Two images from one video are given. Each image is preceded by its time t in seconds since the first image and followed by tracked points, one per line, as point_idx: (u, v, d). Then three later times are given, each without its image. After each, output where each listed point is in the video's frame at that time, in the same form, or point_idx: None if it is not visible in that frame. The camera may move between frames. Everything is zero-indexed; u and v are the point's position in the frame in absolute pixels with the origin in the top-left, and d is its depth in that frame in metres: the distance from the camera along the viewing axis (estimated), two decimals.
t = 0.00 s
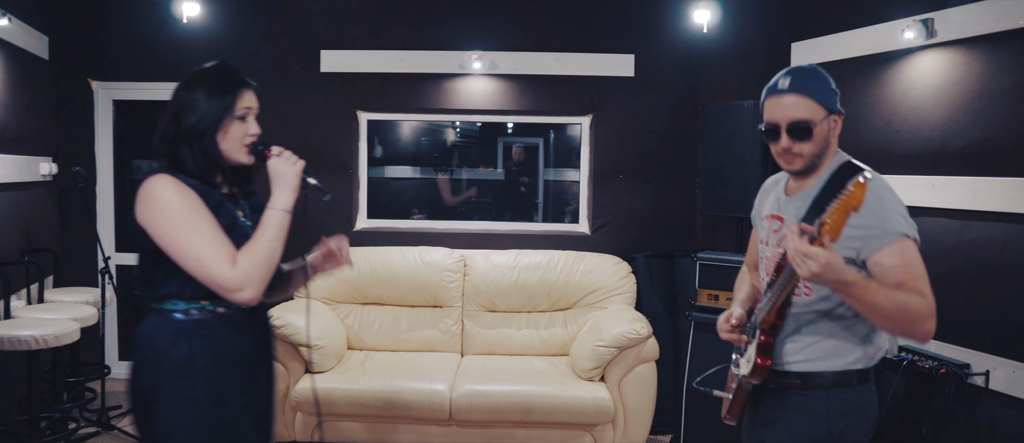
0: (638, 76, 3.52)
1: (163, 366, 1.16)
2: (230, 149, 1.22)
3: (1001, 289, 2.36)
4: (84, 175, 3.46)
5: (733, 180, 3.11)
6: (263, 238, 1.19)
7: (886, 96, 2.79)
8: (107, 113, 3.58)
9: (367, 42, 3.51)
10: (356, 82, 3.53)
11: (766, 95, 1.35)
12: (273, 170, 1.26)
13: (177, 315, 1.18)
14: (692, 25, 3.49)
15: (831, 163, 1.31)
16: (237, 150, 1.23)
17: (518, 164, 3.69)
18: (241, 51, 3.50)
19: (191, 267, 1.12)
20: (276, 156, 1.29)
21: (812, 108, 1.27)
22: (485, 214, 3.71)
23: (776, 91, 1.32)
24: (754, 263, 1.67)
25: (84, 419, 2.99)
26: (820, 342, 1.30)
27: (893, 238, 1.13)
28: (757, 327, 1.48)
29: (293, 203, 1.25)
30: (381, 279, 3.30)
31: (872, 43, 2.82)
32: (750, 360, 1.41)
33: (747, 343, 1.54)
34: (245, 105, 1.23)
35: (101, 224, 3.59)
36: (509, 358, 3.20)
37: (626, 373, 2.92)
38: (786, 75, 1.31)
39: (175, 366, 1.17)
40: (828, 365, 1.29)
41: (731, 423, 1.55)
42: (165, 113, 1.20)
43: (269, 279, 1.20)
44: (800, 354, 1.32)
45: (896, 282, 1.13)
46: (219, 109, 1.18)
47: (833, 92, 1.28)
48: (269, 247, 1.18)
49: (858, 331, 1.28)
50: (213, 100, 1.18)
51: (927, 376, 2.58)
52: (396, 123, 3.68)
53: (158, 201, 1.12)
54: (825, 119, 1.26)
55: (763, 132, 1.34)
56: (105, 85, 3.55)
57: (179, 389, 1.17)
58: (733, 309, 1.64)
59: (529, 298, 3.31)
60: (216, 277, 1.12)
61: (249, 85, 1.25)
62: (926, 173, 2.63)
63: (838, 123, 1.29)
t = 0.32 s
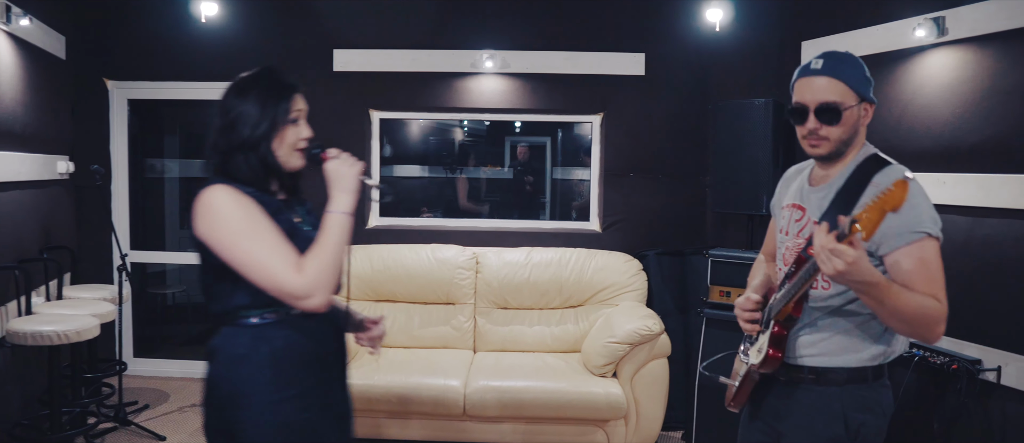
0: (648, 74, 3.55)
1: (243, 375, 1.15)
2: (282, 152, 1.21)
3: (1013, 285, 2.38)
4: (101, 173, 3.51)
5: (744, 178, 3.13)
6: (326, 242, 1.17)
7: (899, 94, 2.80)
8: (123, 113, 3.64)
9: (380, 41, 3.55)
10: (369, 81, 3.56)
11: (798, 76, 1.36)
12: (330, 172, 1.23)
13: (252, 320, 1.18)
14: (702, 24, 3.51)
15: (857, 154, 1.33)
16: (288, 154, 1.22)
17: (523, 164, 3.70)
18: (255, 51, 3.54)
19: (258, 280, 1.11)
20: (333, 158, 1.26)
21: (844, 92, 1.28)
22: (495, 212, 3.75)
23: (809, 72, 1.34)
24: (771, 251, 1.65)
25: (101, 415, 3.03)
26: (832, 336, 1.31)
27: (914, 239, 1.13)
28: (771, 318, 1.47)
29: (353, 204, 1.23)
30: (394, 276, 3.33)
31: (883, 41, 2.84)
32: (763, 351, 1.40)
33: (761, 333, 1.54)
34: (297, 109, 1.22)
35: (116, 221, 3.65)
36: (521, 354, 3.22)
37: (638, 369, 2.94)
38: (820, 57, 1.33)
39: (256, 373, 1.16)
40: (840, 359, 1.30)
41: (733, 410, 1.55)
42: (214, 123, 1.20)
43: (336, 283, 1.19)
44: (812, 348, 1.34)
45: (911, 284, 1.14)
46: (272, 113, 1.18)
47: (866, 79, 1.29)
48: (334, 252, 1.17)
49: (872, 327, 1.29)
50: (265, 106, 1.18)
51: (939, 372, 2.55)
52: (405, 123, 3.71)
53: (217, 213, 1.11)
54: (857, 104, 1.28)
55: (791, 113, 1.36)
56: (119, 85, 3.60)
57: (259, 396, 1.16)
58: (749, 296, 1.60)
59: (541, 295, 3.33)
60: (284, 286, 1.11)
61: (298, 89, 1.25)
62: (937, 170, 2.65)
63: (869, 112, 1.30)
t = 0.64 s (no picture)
0: (655, 75, 3.58)
1: (311, 363, 1.13)
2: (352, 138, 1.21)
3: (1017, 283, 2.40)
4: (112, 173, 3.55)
5: (751, 178, 3.16)
6: (402, 228, 1.18)
7: (906, 94, 2.82)
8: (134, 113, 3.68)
9: (389, 42, 3.58)
10: (377, 82, 3.59)
11: (809, 78, 1.38)
12: (397, 159, 1.24)
13: (322, 309, 1.15)
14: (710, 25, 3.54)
15: (863, 157, 1.35)
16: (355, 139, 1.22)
17: (527, 164, 3.73)
18: (264, 52, 3.57)
19: (350, 267, 1.10)
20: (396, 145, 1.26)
21: (854, 96, 1.29)
22: (502, 212, 3.78)
23: (820, 74, 1.35)
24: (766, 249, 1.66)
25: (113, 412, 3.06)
26: (824, 332, 1.33)
27: (916, 240, 1.15)
28: (764, 313, 1.48)
29: (416, 190, 1.23)
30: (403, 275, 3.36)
31: (888, 42, 2.87)
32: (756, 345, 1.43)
33: (754, 328, 1.52)
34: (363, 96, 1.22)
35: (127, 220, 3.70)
36: (529, 353, 3.25)
37: (645, 367, 2.96)
38: (830, 60, 1.34)
39: (324, 361, 1.13)
40: (830, 355, 1.32)
41: (722, 402, 1.58)
42: (282, 115, 1.18)
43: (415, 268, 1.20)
44: (803, 344, 1.36)
45: (915, 287, 1.15)
46: (344, 100, 1.18)
47: (876, 83, 1.30)
48: (411, 239, 1.18)
49: (864, 325, 1.31)
50: (334, 92, 1.17)
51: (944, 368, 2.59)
52: (412, 123, 3.75)
53: (306, 202, 1.09)
54: (865, 108, 1.29)
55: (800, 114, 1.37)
56: (131, 86, 3.65)
57: (326, 387, 1.14)
58: (742, 291, 1.58)
59: (548, 294, 3.36)
60: (375, 273, 1.11)
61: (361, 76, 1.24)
62: (941, 170, 2.68)
63: (877, 116, 1.32)
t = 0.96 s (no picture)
0: (659, 75, 3.60)
1: (346, 352, 1.21)
2: (382, 149, 1.25)
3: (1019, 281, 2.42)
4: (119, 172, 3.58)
5: (753, 178, 3.18)
6: (423, 237, 1.19)
7: (908, 93, 2.84)
8: (140, 113, 3.71)
9: (395, 42, 3.60)
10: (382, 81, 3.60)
11: (791, 83, 1.42)
12: (424, 166, 1.23)
13: (355, 303, 1.23)
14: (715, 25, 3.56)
15: (842, 159, 1.37)
16: (387, 151, 1.27)
17: (530, 163, 3.75)
18: (270, 52, 3.59)
19: (365, 270, 1.14)
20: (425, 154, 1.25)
21: (833, 99, 1.33)
22: (506, 211, 3.80)
23: (801, 79, 1.39)
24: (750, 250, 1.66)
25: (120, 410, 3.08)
26: (802, 326, 1.35)
27: (885, 244, 1.18)
28: (744, 307, 1.49)
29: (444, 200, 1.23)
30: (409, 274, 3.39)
31: (890, 42, 2.89)
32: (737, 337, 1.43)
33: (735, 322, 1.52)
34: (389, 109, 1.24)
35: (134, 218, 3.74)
36: (534, 351, 3.27)
37: (648, 365, 2.98)
38: (811, 67, 1.39)
39: (358, 350, 1.21)
40: (809, 348, 1.34)
41: (705, 394, 1.60)
42: (315, 126, 1.24)
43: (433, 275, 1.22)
44: (782, 337, 1.37)
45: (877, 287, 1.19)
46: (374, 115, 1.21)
47: (854, 88, 1.34)
48: (430, 247, 1.19)
49: (840, 319, 1.34)
50: (364, 106, 1.21)
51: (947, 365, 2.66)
52: (416, 123, 3.78)
53: (330, 208, 1.15)
54: (844, 111, 1.33)
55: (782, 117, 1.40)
56: (138, 86, 3.68)
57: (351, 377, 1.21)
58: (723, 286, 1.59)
59: (553, 292, 3.39)
60: (386, 278, 1.14)
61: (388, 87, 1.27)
62: (943, 169, 2.70)
63: (855, 121, 1.35)
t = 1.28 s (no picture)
0: (663, 76, 3.60)
1: (357, 344, 1.25)
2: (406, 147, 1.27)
3: None
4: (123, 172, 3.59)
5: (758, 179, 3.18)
6: (434, 232, 1.19)
7: (912, 94, 2.84)
8: (145, 113, 3.72)
9: (399, 43, 3.60)
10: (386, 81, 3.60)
11: (772, 99, 1.41)
12: (445, 167, 1.25)
13: (371, 299, 1.27)
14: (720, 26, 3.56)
15: (830, 165, 1.37)
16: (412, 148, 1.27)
17: (532, 163, 3.76)
18: (275, 53, 3.60)
19: (374, 256, 1.17)
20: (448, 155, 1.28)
21: (816, 112, 1.32)
22: (510, 211, 3.81)
23: (781, 95, 1.38)
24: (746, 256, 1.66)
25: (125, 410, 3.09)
26: (793, 326, 1.36)
27: (879, 238, 1.19)
28: (738, 307, 1.50)
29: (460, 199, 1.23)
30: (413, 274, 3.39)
31: (895, 44, 2.89)
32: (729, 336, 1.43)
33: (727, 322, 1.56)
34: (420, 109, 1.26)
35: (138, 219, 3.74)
36: (538, 351, 3.28)
37: (652, 367, 2.98)
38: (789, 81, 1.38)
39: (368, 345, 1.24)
40: (800, 349, 1.35)
41: (699, 393, 1.58)
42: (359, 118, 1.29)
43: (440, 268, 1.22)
44: (772, 338, 1.38)
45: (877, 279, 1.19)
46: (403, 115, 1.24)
47: (835, 96, 1.33)
48: (440, 241, 1.19)
49: (831, 320, 1.35)
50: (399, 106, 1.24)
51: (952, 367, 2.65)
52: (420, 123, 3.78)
53: (349, 199, 1.19)
54: (827, 121, 1.32)
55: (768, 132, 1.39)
56: (142, 86, 3.69)
57: (366, 368, 1.24)
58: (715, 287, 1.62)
59: (558, 292, 3.39)
60: (392, 266, 1.16)
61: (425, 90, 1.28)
62: (948, 171, 2.70)
63: (839, 127, 1.35)
